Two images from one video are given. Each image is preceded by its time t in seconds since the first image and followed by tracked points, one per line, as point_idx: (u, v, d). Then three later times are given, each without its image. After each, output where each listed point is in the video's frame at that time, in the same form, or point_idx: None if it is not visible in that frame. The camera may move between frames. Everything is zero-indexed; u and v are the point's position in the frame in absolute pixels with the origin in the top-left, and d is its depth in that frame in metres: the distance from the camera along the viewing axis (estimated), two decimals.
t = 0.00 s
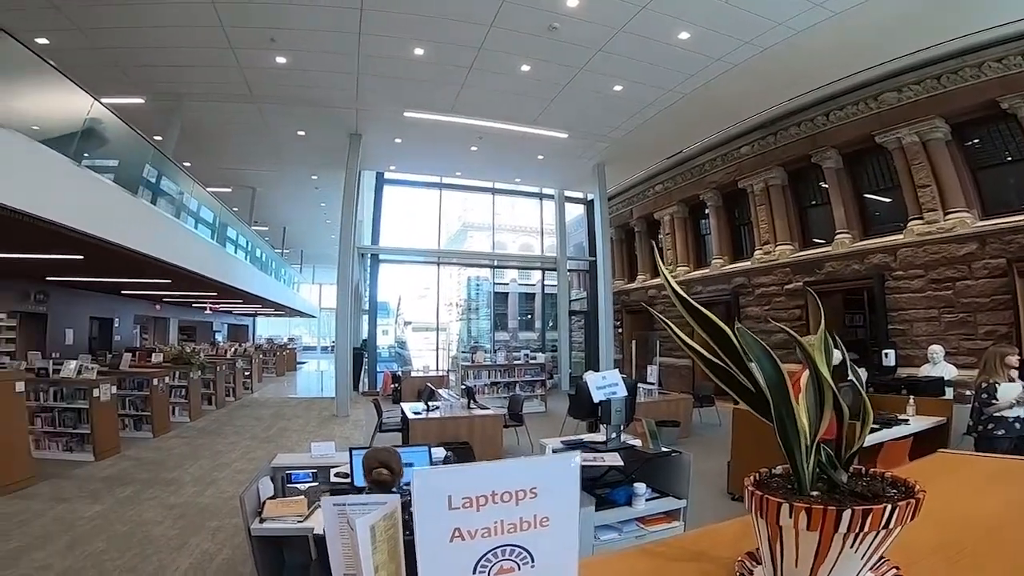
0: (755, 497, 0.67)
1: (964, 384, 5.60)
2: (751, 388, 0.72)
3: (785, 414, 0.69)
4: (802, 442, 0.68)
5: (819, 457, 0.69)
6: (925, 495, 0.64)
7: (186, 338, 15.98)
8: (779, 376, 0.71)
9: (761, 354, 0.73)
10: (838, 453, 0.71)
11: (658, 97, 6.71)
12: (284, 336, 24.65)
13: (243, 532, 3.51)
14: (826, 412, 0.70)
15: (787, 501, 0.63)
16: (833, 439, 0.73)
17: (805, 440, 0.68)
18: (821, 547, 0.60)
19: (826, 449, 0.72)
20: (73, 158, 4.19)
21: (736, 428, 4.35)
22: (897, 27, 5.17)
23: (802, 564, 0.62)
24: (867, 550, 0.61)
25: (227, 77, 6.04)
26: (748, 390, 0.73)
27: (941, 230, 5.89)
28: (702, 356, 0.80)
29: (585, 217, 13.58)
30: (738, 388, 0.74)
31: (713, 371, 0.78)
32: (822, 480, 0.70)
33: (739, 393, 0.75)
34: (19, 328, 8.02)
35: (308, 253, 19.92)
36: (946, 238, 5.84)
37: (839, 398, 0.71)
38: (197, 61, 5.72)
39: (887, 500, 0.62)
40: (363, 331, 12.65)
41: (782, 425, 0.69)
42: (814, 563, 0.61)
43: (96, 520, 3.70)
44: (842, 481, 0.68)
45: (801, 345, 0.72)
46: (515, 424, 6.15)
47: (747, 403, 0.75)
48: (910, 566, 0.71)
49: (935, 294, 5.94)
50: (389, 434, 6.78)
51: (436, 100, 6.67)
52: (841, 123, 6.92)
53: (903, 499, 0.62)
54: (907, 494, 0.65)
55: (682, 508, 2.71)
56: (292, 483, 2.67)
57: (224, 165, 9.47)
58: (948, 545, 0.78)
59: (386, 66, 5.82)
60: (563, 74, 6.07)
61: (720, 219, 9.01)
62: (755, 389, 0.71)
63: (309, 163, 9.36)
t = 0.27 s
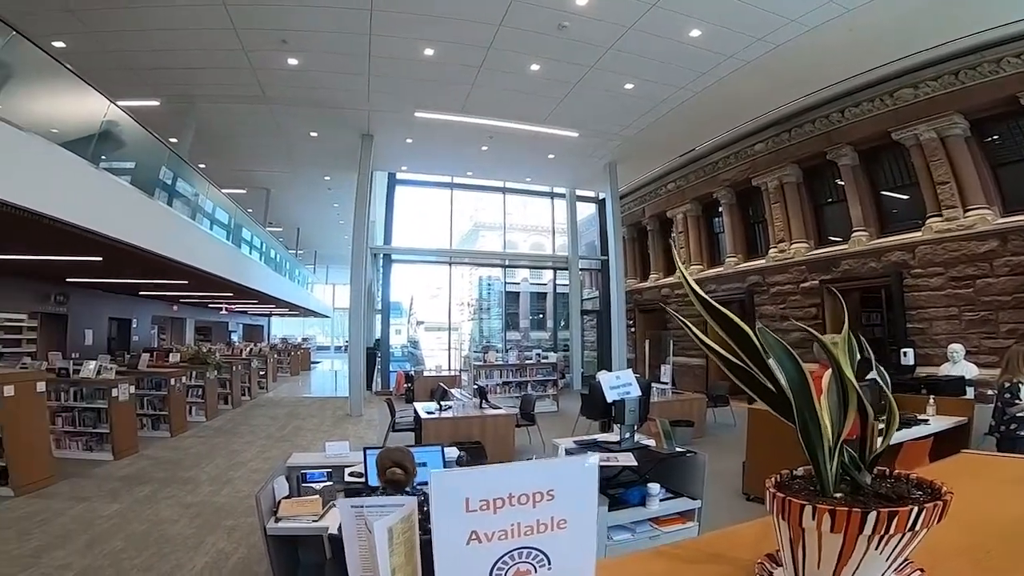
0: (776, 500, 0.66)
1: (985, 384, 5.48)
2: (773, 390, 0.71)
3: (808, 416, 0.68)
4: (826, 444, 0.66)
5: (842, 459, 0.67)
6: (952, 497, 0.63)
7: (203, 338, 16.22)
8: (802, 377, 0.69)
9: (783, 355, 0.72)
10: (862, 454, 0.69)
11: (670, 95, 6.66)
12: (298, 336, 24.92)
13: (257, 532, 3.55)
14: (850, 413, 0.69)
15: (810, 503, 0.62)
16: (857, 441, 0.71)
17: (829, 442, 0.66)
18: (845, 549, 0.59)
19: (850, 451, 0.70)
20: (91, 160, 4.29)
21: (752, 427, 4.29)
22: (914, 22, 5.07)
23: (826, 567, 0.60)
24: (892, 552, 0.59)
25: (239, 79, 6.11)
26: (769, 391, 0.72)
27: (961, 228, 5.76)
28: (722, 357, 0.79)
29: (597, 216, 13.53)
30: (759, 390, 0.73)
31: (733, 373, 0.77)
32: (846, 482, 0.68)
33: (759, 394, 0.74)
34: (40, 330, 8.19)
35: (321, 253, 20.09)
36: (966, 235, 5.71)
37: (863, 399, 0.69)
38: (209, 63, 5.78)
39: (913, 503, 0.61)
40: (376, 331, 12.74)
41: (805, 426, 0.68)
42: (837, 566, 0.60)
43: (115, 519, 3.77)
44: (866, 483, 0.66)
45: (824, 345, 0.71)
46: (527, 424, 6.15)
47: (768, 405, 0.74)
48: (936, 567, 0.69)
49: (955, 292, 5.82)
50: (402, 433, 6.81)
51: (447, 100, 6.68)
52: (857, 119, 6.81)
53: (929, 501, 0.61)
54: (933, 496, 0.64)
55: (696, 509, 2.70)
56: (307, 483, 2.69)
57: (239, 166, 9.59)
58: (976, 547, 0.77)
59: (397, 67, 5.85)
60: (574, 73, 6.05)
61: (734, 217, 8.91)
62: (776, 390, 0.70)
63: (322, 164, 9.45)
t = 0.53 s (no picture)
0: (802, 501, 0.65)
1: (999, 382, 5.41)
2: (796, 389, 0.70)
3: (834, 416, 0.66)
4: (852, 443, 0.65)
5: (870, 459, 0.66)
6: (984, 497, 0.62)
7: (213, 340, 16.35)
8: (826, 376, 0.68)
9: (807, 354, 0.71)
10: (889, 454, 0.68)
11: (676, 94, 6.63)
12: (307, 337, 25.07)
13: (267, 533, 3.58)
14: (878, 413, 0.68)
15: (838, 504, 0.61)
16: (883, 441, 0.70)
17: (855, 442, 0.65)
18: (875, 551, 0.58)
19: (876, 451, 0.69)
20: (100, 162, 4.33)
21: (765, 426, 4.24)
22: (923, 18, 5.01)
23: (854, 569, 0.59)
24: (922, 553, 0.59)
25: (246, 81, 6.14)
26: (792, 390, 0.71)
27: (974, 224, 5.67)
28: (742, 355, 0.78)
29: (604, 215, 13.50)
30: (782, 389, 0.72)
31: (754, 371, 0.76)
32: (872, 482, 0.67)
33: (783, 395, 0.73)
34: (52, 332, 8.30)
35: (328, 255, 20.19)
36: (979, 232, 5.63)
37: (891, 398, 0.68)
38: (215, 65, 5.81)
39: (945, 504, 0.59)
40: (384, 331, 12.77)
41: (830, 426, 0.67)
42: (866, 568, 0.59)
43: (127, 520, 3.80)
44: (893, 484, 0.65)
45: (852, 343, 0.69)
46: (535, 423, 6.14)
47: (792, 403, 0.73)
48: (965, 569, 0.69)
49: (968, 289, 5.74)
50: (410, 433, 6.83)
51: (453, 100, 6.70)
52: (867, 116, 6.74)
53: (961, 501, 0.60)
54: (964, 496, 0.63)
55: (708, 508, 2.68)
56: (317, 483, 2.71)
57: (246, 168, 9.65)
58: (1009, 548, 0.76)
59: (403, 67, 5.86)
60: (579, 72, 6.04)
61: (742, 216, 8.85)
62: (802, 390, 0.69)
63: (329, 165, 9.50)
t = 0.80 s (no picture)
0: (829, 502, 0.64)
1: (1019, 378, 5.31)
2: (822, 388, 0.68)
3: (863, 415, 0.65)
4: (881, 444, 0.64)
5: (899, 459, 0.65)
6: (1019, 498, 0.61)
7: (225, 341, 16.53)
8: (855, 374, 0.67)
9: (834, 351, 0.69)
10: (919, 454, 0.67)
11: (685, 90, 6.58)
12: (317, 337, 25.26)
13: (280, 533, 3.61)
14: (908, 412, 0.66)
15: (868, 505, 0.60)
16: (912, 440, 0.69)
17: (884, 442, 0.64)
18: (906, 553, 0.57)
19: (906, 450, 0.68)
20: (111, 164, 4.39)
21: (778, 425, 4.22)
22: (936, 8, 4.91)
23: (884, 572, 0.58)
24: (956, 555, 0.57)
25: (254, 82, 6.18)
26: (817, 388, 0.69)
27: (989, 218, 5.60)
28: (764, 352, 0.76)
29: (612, 212, 13.44)
30: (807, 388, 0.70)
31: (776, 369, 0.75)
32: (900, 482, 0.66)
33: (808, 395, 0.71)
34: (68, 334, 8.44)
35: (338, 255, 20.31)
36: (995, 226, 5.53)
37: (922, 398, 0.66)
38: (224, 67, 5.85)
39: (980, 505, 0.58)
40: (394, 331, 12.83)
41: (859, 425, 0.65)
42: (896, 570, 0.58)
43: (142, 521, 3.85)
44: (923, 484, 0.64)
45: (880, 341, 0.68)
46: (546, 422, 6.14)
47: (817, 403, 0.71)
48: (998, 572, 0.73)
49: (985, 284, 5.64)
50: (422, 433, 6.86)
51: (459, 99, 6.70)
52: (878, 110, 6.67)
53: (997, 502, 0.58)
54: (998, 497, 0.61)
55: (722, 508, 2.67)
56: (329, 484, 2.71)
57: (256, 169, 9.73)
58: None
59: (410, 67, 5.87)
60: (586, 69, 6.01)
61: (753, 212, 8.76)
62: (828, 390, 0.67)
63: (338, 166, 9.55)
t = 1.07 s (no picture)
0: (843, 509, 0.63)
1: None
2: (837, 390, 0.67)
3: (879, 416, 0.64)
4: (897, 449, 0.62)
5: (917, 465, 0.64)
6: None
7: (241, 341, 16.77)
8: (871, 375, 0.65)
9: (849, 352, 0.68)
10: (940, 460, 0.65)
11: (697, 87, 6.52)
12: (332, 337, 25.51)
13: (292, 533, 3.65)
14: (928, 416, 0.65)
15: (884, 512, 0.59)
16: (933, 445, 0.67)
17: (901, 446, 0.63)
18: (923, 563, 0.56)
19: (925, 456, 0.66)
20: (127, 166, 4.45)
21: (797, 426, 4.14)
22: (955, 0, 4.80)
23: None
24: (974, 565, 0.56)
25: (267, 84, 6.24)
26: (831, 390, 0.68)
27: (1011, 216, 5.47)
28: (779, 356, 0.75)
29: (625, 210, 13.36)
30: (822, 391, 0.69)
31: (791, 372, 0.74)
32: (918, 488, 0.65)
33: (823, 398, 0.70)
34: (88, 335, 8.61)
35: (351, 255, 20.49)
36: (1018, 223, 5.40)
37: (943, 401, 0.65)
38: (237, 70, 5.92)
39: (1001, 513, 0.57)
40: (407, 330, 12.90)
41: (876, 428, 0.64)
42: None
43: (158, 520, 3.90)
44: (942, 490, 0.63)
45: (900, 343, 0.66)
46: (558, 421, 6.13)
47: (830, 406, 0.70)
48: None
49: (1007, 281, 5.49)
50: (434, 432, 6.89)
51: (469, 99, 6.72)
52: (895, 106, 6.55)
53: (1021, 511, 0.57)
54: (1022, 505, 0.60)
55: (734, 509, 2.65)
56: (340, 484, 2.72)
57: (270, 171, 9.83)
58: None
59: (420, 67, 5.89)
60: (596, 67, 5.98)
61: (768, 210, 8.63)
62: (843, 392, 0.66)
63: (351, 166, 9.63)
